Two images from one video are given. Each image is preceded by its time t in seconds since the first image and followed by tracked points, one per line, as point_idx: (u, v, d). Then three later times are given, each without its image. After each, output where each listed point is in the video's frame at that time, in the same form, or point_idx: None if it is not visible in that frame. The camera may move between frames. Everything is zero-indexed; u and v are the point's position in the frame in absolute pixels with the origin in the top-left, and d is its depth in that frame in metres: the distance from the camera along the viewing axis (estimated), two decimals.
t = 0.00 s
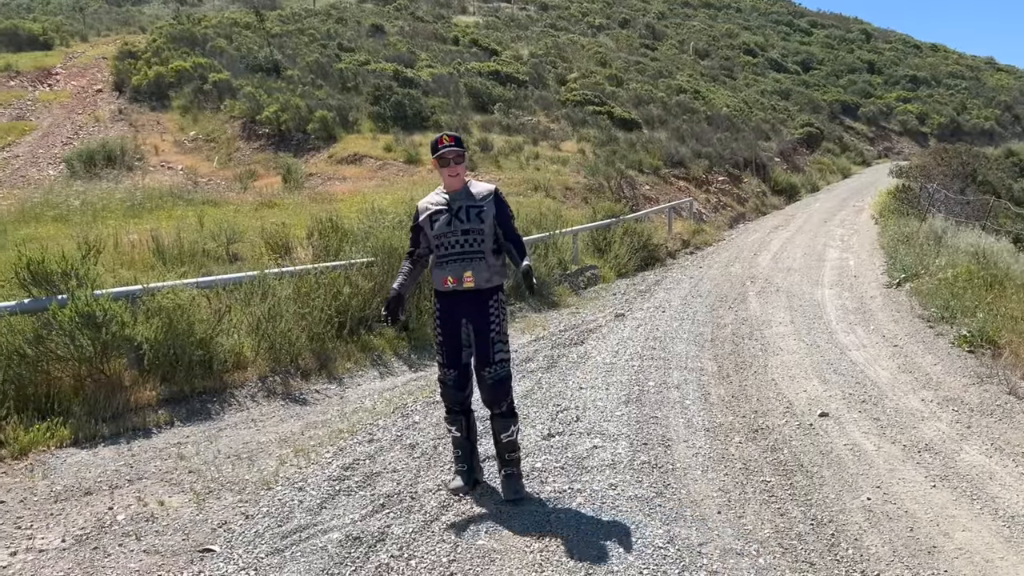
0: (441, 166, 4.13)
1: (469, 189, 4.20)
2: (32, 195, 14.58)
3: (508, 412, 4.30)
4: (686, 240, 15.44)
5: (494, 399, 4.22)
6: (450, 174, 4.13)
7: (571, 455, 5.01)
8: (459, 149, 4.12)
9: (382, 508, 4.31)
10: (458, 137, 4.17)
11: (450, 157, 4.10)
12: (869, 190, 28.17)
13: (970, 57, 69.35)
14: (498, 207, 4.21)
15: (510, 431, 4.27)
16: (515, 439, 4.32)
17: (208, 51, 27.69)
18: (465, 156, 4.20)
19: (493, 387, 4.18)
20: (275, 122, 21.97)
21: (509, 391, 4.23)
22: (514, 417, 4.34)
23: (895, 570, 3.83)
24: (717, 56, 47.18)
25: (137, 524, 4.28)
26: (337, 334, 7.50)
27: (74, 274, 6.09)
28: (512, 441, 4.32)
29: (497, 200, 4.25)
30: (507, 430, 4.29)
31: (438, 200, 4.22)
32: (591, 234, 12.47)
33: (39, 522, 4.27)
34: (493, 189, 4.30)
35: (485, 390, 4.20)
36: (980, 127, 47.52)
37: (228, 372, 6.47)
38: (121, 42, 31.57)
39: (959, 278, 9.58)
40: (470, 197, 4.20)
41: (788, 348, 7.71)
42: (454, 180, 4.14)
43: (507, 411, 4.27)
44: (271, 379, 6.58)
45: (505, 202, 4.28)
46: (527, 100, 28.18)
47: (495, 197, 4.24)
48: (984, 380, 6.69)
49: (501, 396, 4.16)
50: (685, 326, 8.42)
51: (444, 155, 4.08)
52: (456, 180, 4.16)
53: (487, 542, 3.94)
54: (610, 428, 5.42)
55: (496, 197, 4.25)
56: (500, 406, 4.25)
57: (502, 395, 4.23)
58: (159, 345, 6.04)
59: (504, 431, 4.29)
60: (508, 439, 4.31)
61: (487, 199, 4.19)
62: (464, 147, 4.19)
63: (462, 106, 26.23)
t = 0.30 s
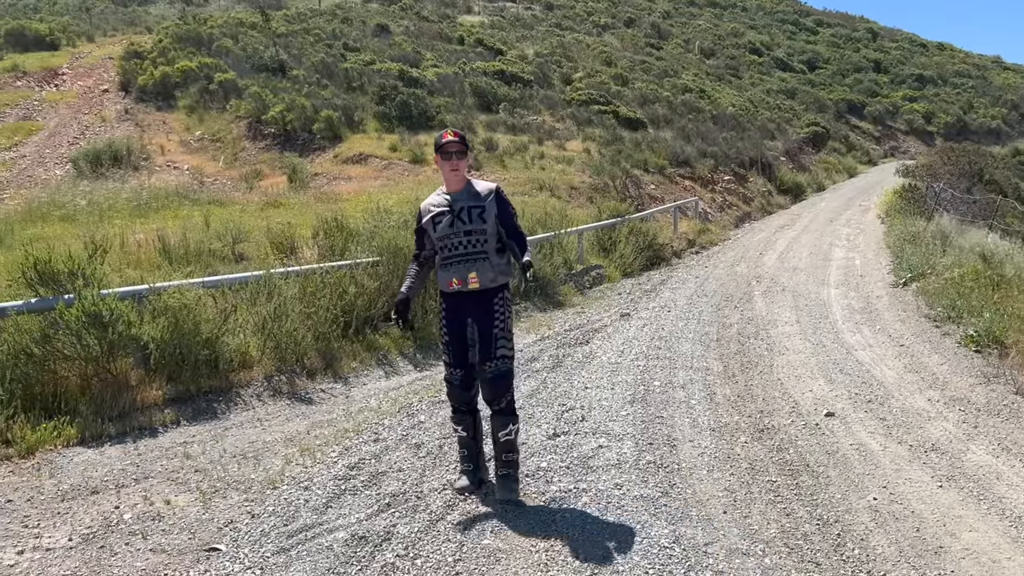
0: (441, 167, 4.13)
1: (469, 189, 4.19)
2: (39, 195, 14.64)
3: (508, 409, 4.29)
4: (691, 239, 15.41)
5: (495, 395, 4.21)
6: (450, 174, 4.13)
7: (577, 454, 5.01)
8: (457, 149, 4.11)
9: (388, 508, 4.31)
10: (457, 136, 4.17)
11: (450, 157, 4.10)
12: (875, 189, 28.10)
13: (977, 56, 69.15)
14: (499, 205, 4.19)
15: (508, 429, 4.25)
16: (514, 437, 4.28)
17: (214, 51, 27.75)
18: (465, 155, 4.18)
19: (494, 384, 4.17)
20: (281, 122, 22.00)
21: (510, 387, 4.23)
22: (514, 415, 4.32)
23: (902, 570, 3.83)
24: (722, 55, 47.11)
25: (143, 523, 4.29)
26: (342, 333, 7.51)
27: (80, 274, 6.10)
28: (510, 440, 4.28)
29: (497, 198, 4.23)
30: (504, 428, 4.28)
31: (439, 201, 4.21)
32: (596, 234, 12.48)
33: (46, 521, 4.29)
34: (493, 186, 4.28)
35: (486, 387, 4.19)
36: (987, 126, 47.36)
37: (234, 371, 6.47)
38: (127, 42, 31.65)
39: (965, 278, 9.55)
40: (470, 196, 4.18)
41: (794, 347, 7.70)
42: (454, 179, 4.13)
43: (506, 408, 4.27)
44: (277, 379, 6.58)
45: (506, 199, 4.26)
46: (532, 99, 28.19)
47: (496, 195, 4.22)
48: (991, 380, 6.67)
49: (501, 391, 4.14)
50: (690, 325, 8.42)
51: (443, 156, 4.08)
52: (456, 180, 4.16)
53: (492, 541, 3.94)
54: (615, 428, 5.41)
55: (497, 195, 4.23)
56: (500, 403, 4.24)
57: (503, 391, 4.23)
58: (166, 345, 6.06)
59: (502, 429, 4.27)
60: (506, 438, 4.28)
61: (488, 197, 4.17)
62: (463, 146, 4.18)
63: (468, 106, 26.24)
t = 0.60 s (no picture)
0: (447, 165, 4.12)
1: (476, 188, 4.17)
2: (47, 194, 14.70)
3: (493, 408, 4.23)
4: (697, 238, 15.38)
5: (484, 394, 4.16)
6: (457, 172, 4.12)
7: (583, 453, 5.02)
8: (464, 147, 4.08)
9: (394, 507, 4.32)
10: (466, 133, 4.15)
11: (458, 155, 4.08)
12: (882, 189, 28.04)
13: (985, 54, 68.90)
14: (505, 204, 4.17)
15: (488, 429, 4.18)
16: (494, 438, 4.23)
17: (220, 51, 27.82)
18: (472, 153, 4.17)
19: (486, 381, 4.13)
20: (287, 122, 22.04)
21: (502, 386, 4.18)
22: (498, 415, 4.25)
23: (909, 570, 3.81)
24: (729, 54, 47.04)
25: (151, 521, 4.30)
26: (348, 332, 7.52)
27: (88, 273, 6.14)
28: (488, 440, 4.23)
29: (504, 197, 4.22)
30: (485, 427, 4.21)
31: (446, 201, 4.20)
32: (602, 233, 12.49)
33: (54, 519, 4.31)
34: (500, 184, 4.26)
35: (477, 383, 4.15)
36: (995, 124, 47.20)
37: (241, 370, 6.49)
38: (134, 43, 31.73)
39: (973, 276, 9.52)
40: (477, 195, 4.17)
41: (801, 346, 7.70)
42: (461, 178, 4.12)
43: (490, 407, 4.20)
44: (284, 378, 6.59)
45: (513, 198, 4.25)
46: (538, 99, 28.20)
47: (502, 194, 4.21)
48: (1000, 380, 6.64)
49: (491, 388, 4.09)
50: (696, 324, 8.42)
51: (449, 154, 4.07)
52: (462, 179, 4.14)
53: (498, 540, 3.95)
54: (621, 427, 5.41)
55: (503, 194, 4.22)
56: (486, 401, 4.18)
57: (495, 389, 4.19)
58: (173, 344, 6.08)
59: (482, 428, 4.20)
60: (485, 437, 4.22)
61: (494, 196, 4.16)
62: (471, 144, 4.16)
63: (474, 105, 26.26)
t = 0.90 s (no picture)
0: (456, 162, 4.10)
1: (484, 187, 4.14)
2: (56, 194, 14.78)
3: (491, 414, 4.27)
4: (705, 237, 15.35)
5: (483, 399, 4.18)
6: (466, 171, 4.11)
7: (591, 452, 5.02)
8: (474, 145, 4.07)
9: (402, 505, 4.33)
10: (478, 131, 4.12)
11: (467, 153, 4.06)
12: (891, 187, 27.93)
13: (993, 52, 68.60)
14: (510, 207, 4.14)
15: (487, 436, 4.24)
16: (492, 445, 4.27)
17: (228, 50, 27.89)
18: (482, 152, 4.13)
19: (483, 388, 4.16)
20: (295, 121, 22.09)
21: (501, 393, 4.20)
22: (497, 421, 4.29)
23: (916, 570, 3.80)
24: (736, 52, 46.93)
25: (159, 519, 4.32)
26: (355, 331, 7.53)
27: (97, 272, 6.17)
28: (488, 446, 4.27)
29: (511, 200, 4.18)
30: (484, 433, 4.26)
31: (452, 198, 4.19)
32: (609, 232, 12.48)
33: (64, 516, 4.34)
34: (510, 186, 4.22)
35: (476, 389, 4.18)
36: (1004, 123, 46.97)
37: (249, 369, 6.51)
38: (143, 42, 31.83)
39: (982, 275, 9.47)
40: (484, 196, 4.15)
41: (808, 345, 7.68)
42: (469, 177, 4.10)
43: (489, 413, 4.24)
44: (292, 377, 6.61)
45: (521, 201, 4.20)
46: (546, 97, 28.21)
47: (509, 197, 4.17)
48: (1009, 379, 6.61)
49: (488, 396, 4.13)
50: (704, 323, 8.41)
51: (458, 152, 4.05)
52: (470, 178, 4.12)
53: (505, 539, 3.96)
54: (629, 426, 5.41)
55: (510, 196, 4.18)
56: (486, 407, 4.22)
57: (495, 395, 4.20)
58: (181, 343, 6.10)
59: (482, 435, 4.26)
60: (485, 443, 4.27)
61: (500, 198, 4.13)
62: (482, 143, 4.12)
63: (481, 105, 26.28)
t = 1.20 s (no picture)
0: (465, 158, 4.06)
1: (492, 186, 4.10)
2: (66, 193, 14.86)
3: (495, 418, 4.23)
4: (713, 236, 15.32)
5: (485, 403, 4.16)
6: (475, 167, 4.07)
7: (599, 451, 5.02)
8: (483, 142, 4.03)
9: (410, 503, 4.35)
10: (489, 128, 4.08)
11: (475, 150, 4.03)
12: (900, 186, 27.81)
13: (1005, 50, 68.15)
14: (516, 207, 4.08)
15: (492, 440, 4.20)
16: (497, 448, 4.24)
17: (238, 49, 27.96)
18: (492, 150, 4.08)
19: (487, 392, 4.13)
20: (304, 120, 22.15)
21: (503, 397, 4.17)
22: (501, 425, 4.24)
23: (926, 569, 3.80)
24: (745, 50, 46.78)
25: (170, 516, 4.35)
26: (364, 329, 7.55)
27: (108, 271, 6.21)
28: (493, 449, 4.24)
29: (518, 200, 4.12)
30: (489, 436, 4.23)
31: (459, 195, 4.16)
32: (617, 231, 12.48)
33: (76, 513, 4.37)
34: (519, 187, 4.16)
35: (479, 393, 4.16)
36: (1015, 121, 46.71)
37: (258, 366, 6.53)
38: (153, 42, 31.96)
39: (993, 275, 9.44)
40: (490, 194, 4.09)
41: (818, 344, 7.67)
42: (477, 175, 4.06)
43: (493, 417, 4.20)
44: (301, 375, 6.63)
45: (528, 203, 4.14)
46: (554, 96, 28.22)
47: (516, 197, 4.11)
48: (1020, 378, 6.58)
49: (490, 400, 4.10)
50: (713, 322, 8.40)
51: (468, 148, 4.02)
52: (478, 175, 4.08)
53: (514, 536, 3.97)
54: (637, 425, 5.41)
55: (517, 197, 4.12)
56: (488, 411, 4.20)
57: (496, 399, 4.16)
58: (192, 341, 6.13)
59: (486, 439, 4.22)
60: (489, 447, 4.24)
61: (507, 198, 4.07)
62: (491, 141, 4.08)
63: (489, 103, 26.30)
